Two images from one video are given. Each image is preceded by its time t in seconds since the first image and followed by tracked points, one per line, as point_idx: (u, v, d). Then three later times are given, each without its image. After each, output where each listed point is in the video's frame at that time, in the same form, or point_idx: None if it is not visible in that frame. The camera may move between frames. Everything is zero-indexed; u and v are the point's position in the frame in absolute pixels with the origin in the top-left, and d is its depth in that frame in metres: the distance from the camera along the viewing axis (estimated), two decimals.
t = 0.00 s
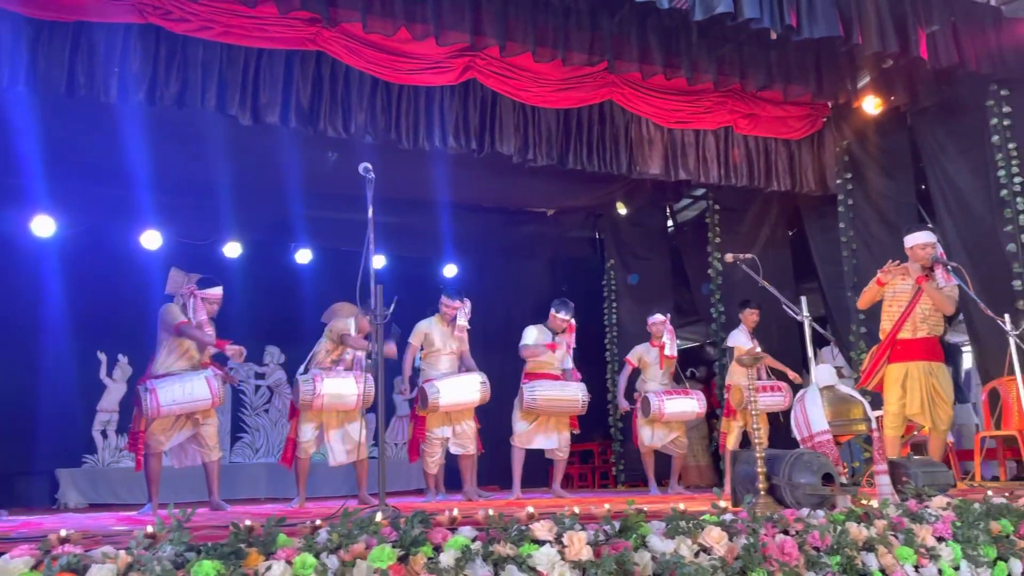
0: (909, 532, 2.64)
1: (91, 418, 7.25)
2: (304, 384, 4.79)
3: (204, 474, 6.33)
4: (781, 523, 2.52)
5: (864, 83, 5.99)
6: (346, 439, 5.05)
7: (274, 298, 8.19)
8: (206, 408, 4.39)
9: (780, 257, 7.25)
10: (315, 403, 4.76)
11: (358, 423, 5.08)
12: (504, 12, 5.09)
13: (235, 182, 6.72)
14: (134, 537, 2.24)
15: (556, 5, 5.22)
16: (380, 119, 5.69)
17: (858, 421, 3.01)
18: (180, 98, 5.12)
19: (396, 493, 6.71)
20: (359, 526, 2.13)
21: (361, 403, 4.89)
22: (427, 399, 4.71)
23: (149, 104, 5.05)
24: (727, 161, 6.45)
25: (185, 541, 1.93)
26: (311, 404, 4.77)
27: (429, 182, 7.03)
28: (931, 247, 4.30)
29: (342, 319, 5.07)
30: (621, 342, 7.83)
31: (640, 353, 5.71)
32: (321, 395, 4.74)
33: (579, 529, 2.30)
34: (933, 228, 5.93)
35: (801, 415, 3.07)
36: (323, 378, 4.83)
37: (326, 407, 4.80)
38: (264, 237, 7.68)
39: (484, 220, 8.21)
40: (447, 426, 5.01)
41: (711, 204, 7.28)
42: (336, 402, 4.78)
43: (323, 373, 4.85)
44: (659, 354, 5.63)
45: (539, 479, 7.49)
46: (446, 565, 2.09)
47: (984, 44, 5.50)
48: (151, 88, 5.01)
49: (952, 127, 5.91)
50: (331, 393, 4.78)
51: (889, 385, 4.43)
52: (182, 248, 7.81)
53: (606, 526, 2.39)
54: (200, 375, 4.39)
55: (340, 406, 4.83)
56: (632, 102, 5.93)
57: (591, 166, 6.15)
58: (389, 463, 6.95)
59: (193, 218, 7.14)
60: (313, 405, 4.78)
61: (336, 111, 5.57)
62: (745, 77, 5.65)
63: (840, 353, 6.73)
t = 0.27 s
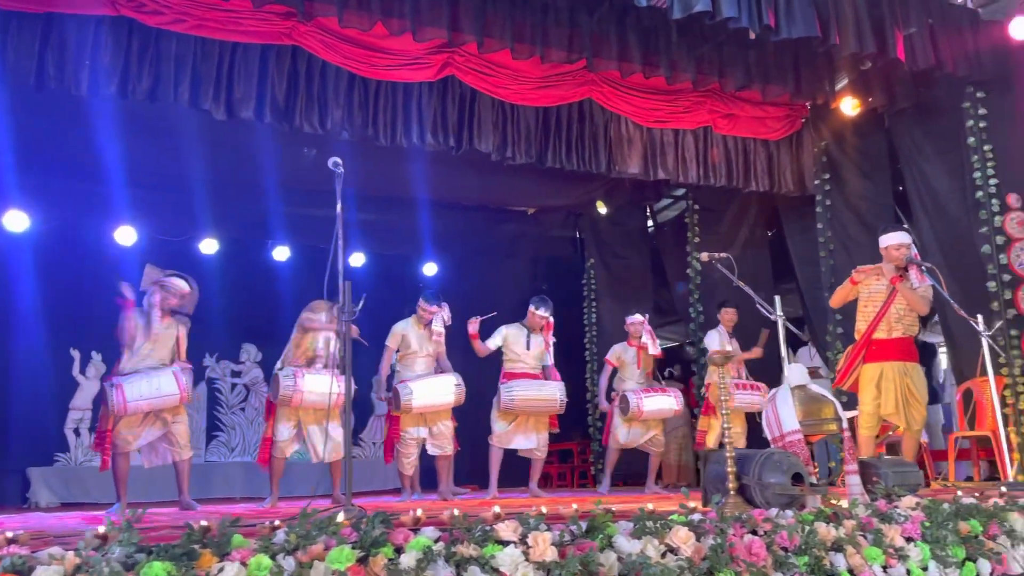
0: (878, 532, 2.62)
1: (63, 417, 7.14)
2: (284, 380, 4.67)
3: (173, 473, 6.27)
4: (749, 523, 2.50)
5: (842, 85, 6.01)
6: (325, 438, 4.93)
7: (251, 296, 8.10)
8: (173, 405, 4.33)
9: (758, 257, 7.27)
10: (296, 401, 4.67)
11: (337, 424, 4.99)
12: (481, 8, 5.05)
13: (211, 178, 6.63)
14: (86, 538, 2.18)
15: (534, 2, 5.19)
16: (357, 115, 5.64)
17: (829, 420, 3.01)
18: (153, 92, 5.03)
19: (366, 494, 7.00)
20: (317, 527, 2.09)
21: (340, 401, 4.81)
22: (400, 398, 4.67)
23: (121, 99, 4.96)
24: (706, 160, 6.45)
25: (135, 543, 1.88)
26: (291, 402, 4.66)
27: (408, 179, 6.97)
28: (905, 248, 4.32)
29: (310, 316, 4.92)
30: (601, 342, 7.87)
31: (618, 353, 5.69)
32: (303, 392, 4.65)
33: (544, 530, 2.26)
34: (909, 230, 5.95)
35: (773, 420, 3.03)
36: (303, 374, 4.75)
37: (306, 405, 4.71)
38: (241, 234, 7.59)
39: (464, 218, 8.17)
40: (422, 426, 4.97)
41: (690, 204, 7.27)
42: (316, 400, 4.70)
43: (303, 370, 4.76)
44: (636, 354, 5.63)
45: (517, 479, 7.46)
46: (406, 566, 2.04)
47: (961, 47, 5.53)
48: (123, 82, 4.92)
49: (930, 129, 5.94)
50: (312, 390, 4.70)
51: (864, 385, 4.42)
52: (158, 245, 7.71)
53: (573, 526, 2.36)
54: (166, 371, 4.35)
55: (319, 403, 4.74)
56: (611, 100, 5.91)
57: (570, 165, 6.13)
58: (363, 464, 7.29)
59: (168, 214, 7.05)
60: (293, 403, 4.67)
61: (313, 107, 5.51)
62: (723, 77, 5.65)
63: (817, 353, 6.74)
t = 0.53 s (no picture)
0: (838, 532, 2.60)
1: (25, 415, 6.99)
2: (240, 377, 4.64)
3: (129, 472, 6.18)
4: (709, 523, 2.47)
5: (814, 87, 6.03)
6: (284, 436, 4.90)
7: (222, 292, 7.98)
8: (127, 403, 4.20)
9: (731, 257, 7.29)
10: (252, 398, 4.62)
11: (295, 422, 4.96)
12: (452, 3, 4.99)
13: (179, 172, 6.51)
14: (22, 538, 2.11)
15: None
16: (326, 109, 5.56)
17: (792, 419, 2.95)
18: (116, 83, 4.91)
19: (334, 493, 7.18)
20: (262, 528, 2.03)
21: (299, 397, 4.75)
22: (368, 396, 4.60)
23: (83, 89, 4.84)
24: (678, 160, 6.45)
25: (66, 544, 1.82)
26: (248, 398, 4.62)
27: (380, 176, 6.88)
28: (872, 248, 4.33)
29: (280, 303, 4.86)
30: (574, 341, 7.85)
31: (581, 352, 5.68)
32: (257, 389, 4.59)
33: (497, 530, 2.22)
34: (880, 230, 5.96)
35: (738, 417, 3.07)
36: (259, 371, 4.69)
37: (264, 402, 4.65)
38: (211, 229, 7.48)
39: (438, 216, 8.11)
40: (389, 424, 4.91)
41: (664, 203, 7.27)
42: (272, 397, 4.64)
43: (259, 366, 4.71)
44: (599, 352, 5.62)
45: (489, 477, 7.42)
46: (353, 567, 1.99)
47: (931, 49, 5.55)
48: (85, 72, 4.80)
49: (900, 130, 5.95)
50: (266, 387, 4.63)
51: (832, 385, 4.43)
52: (125, 240, 7.57)
53: (529, 526, 2.32)
54: (123, 367, 4.23)
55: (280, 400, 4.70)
56: (584, 98, 5.88)
57: (542, 163, 6.10)
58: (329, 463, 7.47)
59: (135, 209, 6.92)
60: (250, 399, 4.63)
61: (280, 101, 5.42)
62: (696, 76, 5.64)
63: (788, 352, 6.77)
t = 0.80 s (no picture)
0: (789, 533, 2.58)
1: None
2: (195, 379, 4.52)
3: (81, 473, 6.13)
4: (658, 524, 2.44)
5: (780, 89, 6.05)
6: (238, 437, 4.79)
7: (185, 289, 7.84)
8: (74, 401, 4.09)
9: (698, 257, 7.30)
10: (208, 401, 4.51)
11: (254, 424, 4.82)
12: None
13: (140, 167, 6.37)
14: None
15: None
16: (288, 103, 5.46)
17: (746, 419, 2.94)
18: (70, 75, 4.77)
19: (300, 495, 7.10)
20: (192, 531, 1.96)
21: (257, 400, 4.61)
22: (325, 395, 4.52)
23: (35, 81, 4.69)
24: (645, 160, 6.45)
25: None
26: (202, 401, 4.51)
27: (346, 172, 6.80)
28: (833, 248, 4.32)
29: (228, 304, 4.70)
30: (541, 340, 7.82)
31: (540, 352, 5.68)
32: (213, 392, 4.48)
33: (440, 532, 2.17)
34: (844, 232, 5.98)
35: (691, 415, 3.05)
36: (216, 373, 4.57)
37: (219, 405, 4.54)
38: (173, 224, 7.34)
39: (406, 214, 8.03)
40: (348, 424, 4.83)
41: (632, 203, 7.28)
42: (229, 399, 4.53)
43: (216, 369, 4.59)
44: (558, 351, 5.62)
45: (454, 477, 7.36)
46: (287, 571, 1.94)
47: (894, 52, 5.56)
48: (37, 63, 4.65)
49: (864, 132, 5.98)
50: (220, 389, 4.52)
51: (792, 385, 4.43)
52: (85, 235, 7.39)
53: (474, 528, 2.27)
54: (68, 366, 4.09)
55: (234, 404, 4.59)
56: (550, 96, 5.84)
57: (509, 161, 6.06)
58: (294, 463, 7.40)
59: (94, 204, 6.77)
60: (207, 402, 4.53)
61: (241, 95, 5.32)
62: (662, 75, 5.62)
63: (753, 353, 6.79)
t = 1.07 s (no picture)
0: (749, 534, 2.57)
1: None
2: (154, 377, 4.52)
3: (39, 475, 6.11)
4: (618, 525, 2.43)
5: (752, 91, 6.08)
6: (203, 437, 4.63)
7: (155, 288, 7.74)
8: (32, 399, 4.01)
9: (671, 259, 7.33)
10: (168, 398, 4.48)
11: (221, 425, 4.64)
12: None
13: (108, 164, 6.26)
14: None
15: None
16: (258, 100, 5.40)
17: (709, 419, 2.96)
18: (34, 68, 4.65)
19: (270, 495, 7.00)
20: (137, 534, 1.92)
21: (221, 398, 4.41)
22: (291, 395, 4.47)
23: None
24: (619, 160, 6.47)
25: None
26: (163, 397, 4.49)
27: (318, 171, 6.73)
28: (801, 250, 4.38)
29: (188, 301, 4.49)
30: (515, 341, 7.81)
31: (511, 352, 5.65)
32: (172, 387, 4.46)
33: (394, 535, 2.14)
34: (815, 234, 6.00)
35: (655, 415, 3.02)
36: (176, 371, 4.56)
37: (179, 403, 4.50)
38: (143, 221, 7.23)
39: (381, 213, 7.98)
40: (316, 424, 4.78)
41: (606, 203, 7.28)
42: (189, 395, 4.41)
43: (177, 367, 4.57)
44: (529, 351, 5.60)
45: (426, 478, 7.32)
46: (235, 575, 1.90)
47: (865, 54, 5.57)
48: None
49: (835, 134, 6.01)
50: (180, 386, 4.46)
51: (759, 385, 4.45)
52: (52, 233, 7.26)
53: (430, 530, 2.24)
54: (26, 362, 4.02)
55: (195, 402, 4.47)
56: (523, 96, 5.82)
57: (481, 160, 6.04)
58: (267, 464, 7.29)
59: (62, 200, 6.64)
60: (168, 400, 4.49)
61: (210, 91, 5.24)
62: (634, 76, 5.62)
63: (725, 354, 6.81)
